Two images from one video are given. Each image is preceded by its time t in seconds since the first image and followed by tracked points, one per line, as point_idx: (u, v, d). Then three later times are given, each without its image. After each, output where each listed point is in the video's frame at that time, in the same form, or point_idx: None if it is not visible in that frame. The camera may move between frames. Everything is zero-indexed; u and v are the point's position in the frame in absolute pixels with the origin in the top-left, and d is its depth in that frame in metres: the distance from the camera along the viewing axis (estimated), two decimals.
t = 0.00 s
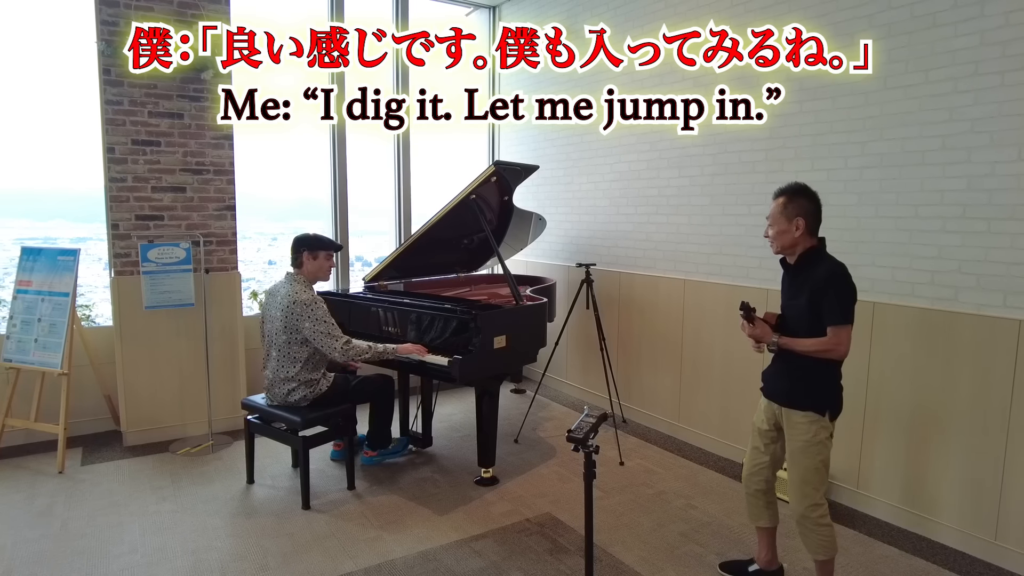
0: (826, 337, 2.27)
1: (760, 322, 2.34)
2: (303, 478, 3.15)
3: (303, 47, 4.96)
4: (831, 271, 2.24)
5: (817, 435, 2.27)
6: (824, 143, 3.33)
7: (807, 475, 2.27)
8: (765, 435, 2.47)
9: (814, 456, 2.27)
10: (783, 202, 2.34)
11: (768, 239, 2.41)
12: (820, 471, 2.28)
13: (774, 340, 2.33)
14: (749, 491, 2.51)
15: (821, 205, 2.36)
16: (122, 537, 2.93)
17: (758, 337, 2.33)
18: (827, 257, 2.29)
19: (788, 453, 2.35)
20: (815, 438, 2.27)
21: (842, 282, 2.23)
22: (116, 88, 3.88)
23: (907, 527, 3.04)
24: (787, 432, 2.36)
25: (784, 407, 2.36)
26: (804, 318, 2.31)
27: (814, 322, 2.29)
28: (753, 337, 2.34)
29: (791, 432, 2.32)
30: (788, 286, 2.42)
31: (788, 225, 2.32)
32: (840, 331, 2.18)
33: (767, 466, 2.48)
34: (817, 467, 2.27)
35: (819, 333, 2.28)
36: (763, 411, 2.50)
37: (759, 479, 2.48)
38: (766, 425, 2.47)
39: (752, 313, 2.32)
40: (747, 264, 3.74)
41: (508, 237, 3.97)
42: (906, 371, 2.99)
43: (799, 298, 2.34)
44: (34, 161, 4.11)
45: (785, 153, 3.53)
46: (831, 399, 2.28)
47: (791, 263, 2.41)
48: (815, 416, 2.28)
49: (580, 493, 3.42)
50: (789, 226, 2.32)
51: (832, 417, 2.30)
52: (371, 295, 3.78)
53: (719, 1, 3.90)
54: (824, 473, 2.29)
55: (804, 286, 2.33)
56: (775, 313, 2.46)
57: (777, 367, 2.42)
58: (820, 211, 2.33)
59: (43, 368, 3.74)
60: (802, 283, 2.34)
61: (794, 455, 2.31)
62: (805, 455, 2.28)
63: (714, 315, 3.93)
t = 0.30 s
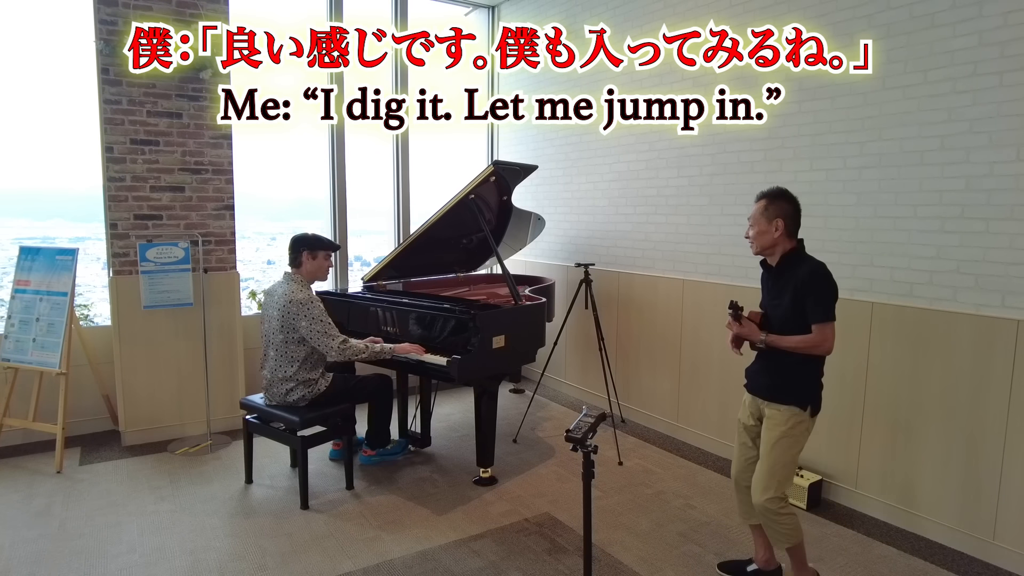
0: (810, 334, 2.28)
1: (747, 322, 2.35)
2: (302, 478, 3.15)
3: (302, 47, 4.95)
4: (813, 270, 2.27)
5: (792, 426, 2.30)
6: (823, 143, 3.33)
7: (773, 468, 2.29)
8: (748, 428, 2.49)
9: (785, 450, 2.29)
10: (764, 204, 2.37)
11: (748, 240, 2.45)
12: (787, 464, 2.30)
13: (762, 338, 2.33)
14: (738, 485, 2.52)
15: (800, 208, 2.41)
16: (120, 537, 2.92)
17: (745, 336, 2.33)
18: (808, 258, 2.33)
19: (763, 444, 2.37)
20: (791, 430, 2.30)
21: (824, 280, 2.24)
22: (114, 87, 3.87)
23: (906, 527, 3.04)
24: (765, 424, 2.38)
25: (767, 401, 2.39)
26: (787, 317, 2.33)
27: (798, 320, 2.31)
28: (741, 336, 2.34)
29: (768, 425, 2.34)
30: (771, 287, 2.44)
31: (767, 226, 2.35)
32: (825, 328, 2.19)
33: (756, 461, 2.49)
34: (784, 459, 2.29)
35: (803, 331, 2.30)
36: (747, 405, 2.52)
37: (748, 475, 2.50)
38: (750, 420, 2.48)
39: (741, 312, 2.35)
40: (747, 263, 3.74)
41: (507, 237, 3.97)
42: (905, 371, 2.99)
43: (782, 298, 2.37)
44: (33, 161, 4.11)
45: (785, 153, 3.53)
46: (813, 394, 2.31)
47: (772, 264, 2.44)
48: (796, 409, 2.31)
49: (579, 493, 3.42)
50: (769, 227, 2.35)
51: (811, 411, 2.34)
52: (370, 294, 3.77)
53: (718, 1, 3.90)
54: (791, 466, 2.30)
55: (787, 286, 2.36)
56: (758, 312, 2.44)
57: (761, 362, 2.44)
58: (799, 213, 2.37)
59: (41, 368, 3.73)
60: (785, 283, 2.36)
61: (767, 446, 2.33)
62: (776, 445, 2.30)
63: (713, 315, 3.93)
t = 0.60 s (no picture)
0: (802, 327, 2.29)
1: (741, 317, 2.36)
2: (300, 477, 3.15)
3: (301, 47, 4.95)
4: (803, 265, 2.28)
5: (785, 421, 2.30)
6: (821, 143, 3.33)
7: (764, 461, 2.30)
8: (745, 427, 2.50)
9: (778, 444, 2.30)
10: (753, 203, 2.40)
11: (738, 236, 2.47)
12: (779, 461, 2.30)
13: (755, 332, 2.34)
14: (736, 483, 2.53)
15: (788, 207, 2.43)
16: (118, 537, 2.92)
17: (738, 330, 2.35)
18: (797, 254, 2.35)
19: (757, 439, 2.37)
20: (785, 425, 2.30)
21: (814, 274, 2.26)
22: (112, 87, 3.86)
23: (905, 527, 3.04)
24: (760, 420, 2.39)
25: (760, 397, 2.39)
26: (779, 312, 2.35)
27: (789, 315, 2.33)
28: (733, 331, 2.35)
29: (762, 419, 2.35)
30: (761, 284, 2.46)
31: (756, 223, 2.37)
32: (817, 320, 2.20)
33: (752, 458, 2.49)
34: (775, 456, 2.30)
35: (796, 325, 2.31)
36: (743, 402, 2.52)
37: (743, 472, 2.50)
38: (745, 417, 2.50)
39: (734, 306, 2.36)
40: (745, 263, 3.74)
41: (506, 237, 3.97)
42: (904, 371, 2.99)
43: (773, 294, 2.38)
44: (31, 161, 4.10)
45: (784, 153, 3.53)
46: (805, 389, 2.32)
47: (762, 263, 2.45)
48: (787, 405, 2.31)
49: (578, 493, 3.42)
50: (757, 224, 2.37)
51: (805, 407, 2.34)
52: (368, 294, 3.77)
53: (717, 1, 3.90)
54: (783, 463, 2.31)
55: (777, 282, 2.37)
56: (750, 309, 2.46)
57: (753, 358, 2.45)
58: (787, 212, 2.40)
59: (39, 368, 3.73)
60: (776, 280, 2.38)
61: (761, 442, 2.33)
62: (769, 441, 2.30)
63: (712, 316, 3.93)
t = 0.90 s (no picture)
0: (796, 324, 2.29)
1: (736, 314, 2.36)
2: (299, 477, 3.15)
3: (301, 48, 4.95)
4: (796, 263, 2.29)
5: (779, 420, 2.31)
6: (820, 143, 3.34)
7: (759, 460, 2.30)
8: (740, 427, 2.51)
9: (772, 444, 2.31)
10: (746, 205, 2.42)
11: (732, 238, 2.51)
12: (772, 460, 2.31)
13: (751, 329, 2.34)
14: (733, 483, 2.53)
15: (781, 208, 2.46)
16: (117, 537, 2.92)
17: (734, 328, 2.35)
18: (791, 253, 2.36)
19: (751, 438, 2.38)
20: (779, 424, 2.31)
21: (807, 272, 2.27)
22: (111, 86, 3.87)
23: (904, 527, 3.05)
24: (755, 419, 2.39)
25: (754, 397, 2.40)
26: (773, 310, 2.36)
27: (783, 313, 2.33)
28: (730, 329, 2.36)
29: (757, 419, 2.35)
30: (756, 283, 2.48)
31: (750, 224, 2.40)
32: (811, 317, 2.19)
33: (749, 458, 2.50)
34: (769, 455, 2.31)
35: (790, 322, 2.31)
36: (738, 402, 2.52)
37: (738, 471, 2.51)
38: (739, 417, 2.50)
39: (729, 303, 2.36)
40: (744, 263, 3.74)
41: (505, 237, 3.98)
42: (902, 370, 3.00)
43: (767, 293, 2.39)
44: (30, 161, 4.10)
45: (782, 153, 3.53)
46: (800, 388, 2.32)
47: (757, 263, 2.47)
48: (782, 404, 2.32)
49: (576, 493, 3.42)
50: (751, 225, 2.40)
51: (799, 405, 2.35)
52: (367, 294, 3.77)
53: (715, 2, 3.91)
54: (776, 462, 2.32)
55: (771, 282, 2.39)
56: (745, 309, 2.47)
57: (747, 357, 2.45)
58: (781, 212, 2.42)
59: (38, 368, 3.73)
60: (770, 279, 2.40)
61: (756, 441, 2.34)
62: (764, 440, 2.31)
63: (711, 316, 3.93)
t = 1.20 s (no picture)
0: (793, 322, 2.29)
1: (733, 313, 2.36)
2: (298, 477, 3.15)
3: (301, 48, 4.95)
4: (792, 262, 2.29)
5: (775, 418, 2.32)
6: (818, 143, 3.34)
7: (755, 458, 2.31)
8: (737, 426, 2.51)
9: (768, 441, 2.31)
10: (741, 205, 2.43)
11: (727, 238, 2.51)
12: (769, 458, 2.31)
13: (747, 328, 2.35)
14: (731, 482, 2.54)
15: (776, 208, 2.47)
16: (115, 537, 2.92)
17: (731, 327, 2.35)
18: (786, 252, 2.37)
19: (748, 437, 2.38)
20: (776, 422, 2.31)
21: (802, 270, 2.27)
22: (110, 86, 3.86)
23: (902, 526, 3.05)
24: (751, 418, 2.40)
25: (752, 396, 2.40)
26: (769, 309, 2.36)
27: (780, 312, 2.33)
28: (726, 328, 2.35)
29: (754, 417, 2.36)
30: (751, 283, 2.48)
31: (745, 224, 2.41)
32: (807, 316, 2.19)
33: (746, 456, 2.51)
34: (766, 453, 2.31)
35: (787, 321, 2.31)
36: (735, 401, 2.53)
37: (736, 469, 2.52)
38: (737, 417, 2.51)
39: (725, 302, 2.37)
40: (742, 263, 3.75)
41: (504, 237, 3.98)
42: (901, 369, 3.00)
43: (763, 292, 2.40)
44: (29, 161, 4.10)
45: (781, 153, 3.54)
46: (797, 387, 2.33)
47: (752, 263, 2.48)
48: (780, 403, 2.32)
49: (575, 492, 3.42)
50: (747, 225, 2.41)
51: (797, 404, 2.35)
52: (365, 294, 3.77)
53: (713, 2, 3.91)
54: (773, 460, 2.32)
55: (767, 281, 2.39)
56: (741, 308, 2.47)
57: (745, 356, 2.45)
58: (776, 212, 2.43)
59: (37, 367, 3.72)
60: (766, 278, 2.40)
61: (752, 439, 2.35)
62: (760, 438, 2.31)
63: (709, 316, 3.94)
